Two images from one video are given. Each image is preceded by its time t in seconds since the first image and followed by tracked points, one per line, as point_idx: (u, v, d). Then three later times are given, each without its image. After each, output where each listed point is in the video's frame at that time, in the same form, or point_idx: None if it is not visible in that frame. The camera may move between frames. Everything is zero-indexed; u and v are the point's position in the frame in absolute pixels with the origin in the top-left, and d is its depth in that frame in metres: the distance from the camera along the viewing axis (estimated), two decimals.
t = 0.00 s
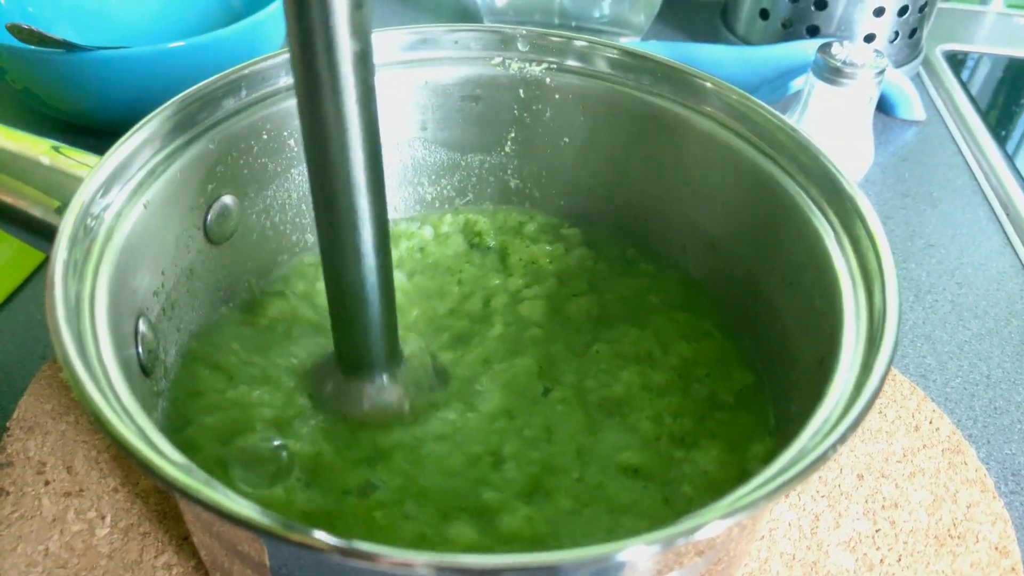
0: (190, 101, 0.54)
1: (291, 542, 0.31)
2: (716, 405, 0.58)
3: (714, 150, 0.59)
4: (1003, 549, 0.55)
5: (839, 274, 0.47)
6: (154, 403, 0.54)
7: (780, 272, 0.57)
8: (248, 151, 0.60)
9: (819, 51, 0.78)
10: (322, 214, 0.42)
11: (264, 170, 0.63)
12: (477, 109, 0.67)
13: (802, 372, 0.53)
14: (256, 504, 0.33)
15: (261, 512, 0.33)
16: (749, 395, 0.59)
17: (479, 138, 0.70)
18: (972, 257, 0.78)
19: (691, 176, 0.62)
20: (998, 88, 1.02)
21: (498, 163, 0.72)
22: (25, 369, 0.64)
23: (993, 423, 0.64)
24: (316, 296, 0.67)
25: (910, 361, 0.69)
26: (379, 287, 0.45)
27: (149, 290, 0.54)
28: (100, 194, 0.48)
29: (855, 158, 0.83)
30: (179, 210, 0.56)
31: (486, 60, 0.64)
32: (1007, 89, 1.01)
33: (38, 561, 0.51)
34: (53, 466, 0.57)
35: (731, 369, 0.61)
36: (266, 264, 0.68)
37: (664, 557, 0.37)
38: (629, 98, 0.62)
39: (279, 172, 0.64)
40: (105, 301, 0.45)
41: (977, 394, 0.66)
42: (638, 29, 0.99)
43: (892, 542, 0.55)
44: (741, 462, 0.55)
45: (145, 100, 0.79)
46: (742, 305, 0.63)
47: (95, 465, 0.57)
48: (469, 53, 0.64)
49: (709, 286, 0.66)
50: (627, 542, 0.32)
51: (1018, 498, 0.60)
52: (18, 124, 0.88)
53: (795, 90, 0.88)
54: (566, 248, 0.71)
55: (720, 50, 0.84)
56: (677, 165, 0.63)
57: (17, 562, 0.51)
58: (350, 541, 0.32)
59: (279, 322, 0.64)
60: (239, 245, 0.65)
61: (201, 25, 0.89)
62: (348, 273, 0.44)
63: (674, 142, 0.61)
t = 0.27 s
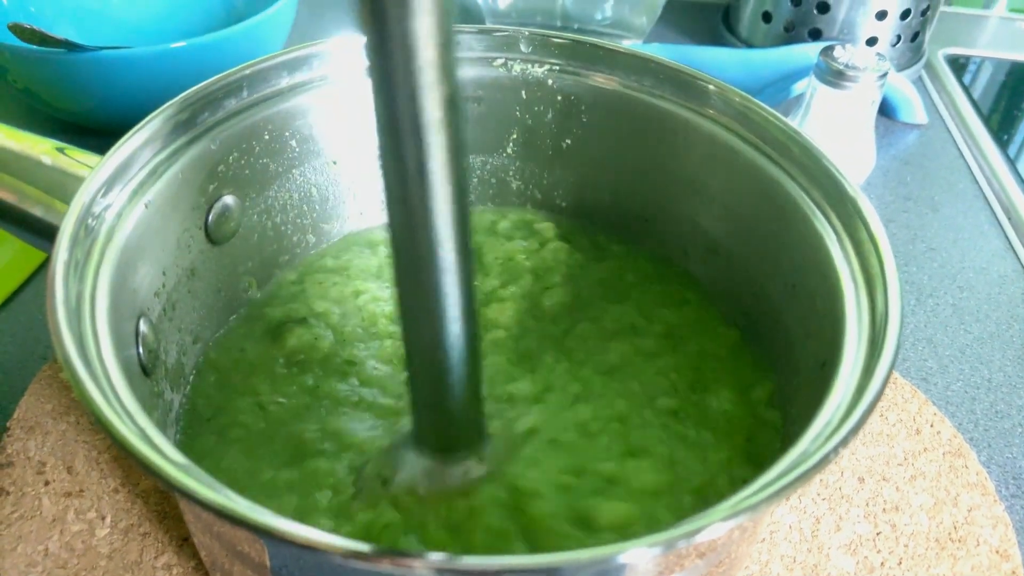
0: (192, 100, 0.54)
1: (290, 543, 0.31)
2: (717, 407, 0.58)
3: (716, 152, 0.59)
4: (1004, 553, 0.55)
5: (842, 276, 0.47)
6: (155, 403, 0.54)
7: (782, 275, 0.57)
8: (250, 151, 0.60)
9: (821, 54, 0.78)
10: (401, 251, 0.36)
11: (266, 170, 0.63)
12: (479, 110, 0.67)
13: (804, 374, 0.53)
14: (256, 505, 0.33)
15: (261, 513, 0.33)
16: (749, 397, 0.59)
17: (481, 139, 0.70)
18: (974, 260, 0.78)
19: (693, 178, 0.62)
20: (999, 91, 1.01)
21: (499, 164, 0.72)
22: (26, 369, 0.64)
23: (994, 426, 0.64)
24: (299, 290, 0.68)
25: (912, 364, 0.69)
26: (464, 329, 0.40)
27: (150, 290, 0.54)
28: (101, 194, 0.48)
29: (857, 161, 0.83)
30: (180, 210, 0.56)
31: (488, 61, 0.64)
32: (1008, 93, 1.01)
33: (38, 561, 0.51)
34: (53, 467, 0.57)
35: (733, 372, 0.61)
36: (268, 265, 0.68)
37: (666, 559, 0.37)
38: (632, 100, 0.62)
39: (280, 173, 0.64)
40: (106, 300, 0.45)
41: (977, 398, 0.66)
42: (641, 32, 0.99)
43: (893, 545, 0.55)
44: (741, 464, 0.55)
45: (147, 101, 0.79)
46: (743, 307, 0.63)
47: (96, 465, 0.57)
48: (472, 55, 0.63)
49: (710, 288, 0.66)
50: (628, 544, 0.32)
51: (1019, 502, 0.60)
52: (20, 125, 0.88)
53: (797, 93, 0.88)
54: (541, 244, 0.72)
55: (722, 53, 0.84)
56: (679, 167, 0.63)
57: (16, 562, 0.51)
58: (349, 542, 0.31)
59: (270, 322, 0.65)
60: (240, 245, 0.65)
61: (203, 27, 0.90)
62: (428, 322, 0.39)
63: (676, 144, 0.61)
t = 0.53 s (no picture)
0: (196, 100, 0.54)
1: (294, 543, 0.31)
2: (724, 410, 0.58)
3: (721, 153, 0.59)
4: (1007, 555, 0.55)
5: (847, 278, 0.47)
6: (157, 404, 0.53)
7: (785, 276, 0.57)
8: (253, 151, 0.60)
9: (825, 56, 0.78)
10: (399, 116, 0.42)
11: (269, 171, 0.63)
12: (483, 111, 0.67)
13: (808, 375, 0.53)
14: (260, 505, 0.33)
15: (265, 513, 0.33)
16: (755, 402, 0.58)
17: (484, 140, 0.70)
18: (977, 263, 0.78)
19: (697, 179, 0.62)
20: (1002, 93, 1.01)
21: (503, 165, 0.71)
22: (28, 369, 0.64)
23: (997, 429, 0.64)
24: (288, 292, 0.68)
25: (914, 367, 0.68)
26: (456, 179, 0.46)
27: (153, 289, 0.54)
28: (104, 192, 0.48)
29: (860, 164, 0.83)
30: (183, 209, 0.56)
31: (492, 62, 0.64)
32: (1011, 95, 1.01)
33: (40, 562, 0.51)
34: (55, 466, 0.56)
35: (734, 374, 0.61)
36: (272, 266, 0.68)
37: (670, 561, 0.37)
38: (635, 101, 0.62)
39: (284, 173, 0.64)
40: (109, 299, 0.45)
41: (981, 400, 0.66)
42: (643, 34, 0.99)
43: (897, 547, 0.55)
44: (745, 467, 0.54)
45: (150, 101, 0.79)
46: (746, 309, 0.63)
47: (97, 466, 0.57)
48: (476, 56, 0.63)
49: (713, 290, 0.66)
50: (632, 545, 0.32)
51: (1022, 505, 0.59)
52: (23, 125, 0.88)
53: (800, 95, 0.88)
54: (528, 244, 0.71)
55: (725, 54, 0.84)
56: (683, 168, 0.63)
57: (18, 562, 0.51)
58: (353, 542, 0.31)
59: (263, 325, 0.65)
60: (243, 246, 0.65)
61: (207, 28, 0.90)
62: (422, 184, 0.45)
63: (681, 145, 0.61)
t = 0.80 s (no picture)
0: (198, 99, 0.54)
1: (296, 542, 0.31)
2: (725, 410, 0.58)
3: (722, 153, 0.59)
4: (1008, 555, 0.55)
5: (848, 278, 0.47)
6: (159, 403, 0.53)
7: (786, 276, 0.57)
8: (255, 150, 0.60)
9: (826, 56, 0.78)
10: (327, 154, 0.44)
11: (270, 170, 0.63)
12: (484, 110, 0.67)
13: (811, 375, 0.53)
14: (262, 504, 0.33)
15: (266, 512, 0.32)
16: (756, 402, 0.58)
17: (485, 140, 0.70)
18: (977, 263, 0.78)
19: (698, 179, 0.62)
20: (1003, 94, 1.01)
21: (504, 165, 0.71)
22: (30, 368, 0.64)
23: (998, 429, 0.64)
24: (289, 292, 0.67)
25: (915, 366, 0.68)
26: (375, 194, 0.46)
27: (155, 288, 0.54)
28: (106, 191, 0.48)
29: (860, 165, 0.83)
30: (185, 209, 0.56)
31: (494, 61, 0.64)
32: (1012, 95, 1.01)
33: (41, 561, 0.51)
34: (56, 466, 0.56)
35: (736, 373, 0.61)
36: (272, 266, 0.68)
37: (672, 561, 0.37)
38: (637, 100, 0.62)
39: (285, 172, 0.64)
40: (111, 299, 0.45)
41: (981, 400, 0.66)
42: (644, 34, 0.99)
43: (898, 547, 0.55)
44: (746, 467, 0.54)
45: (151, 100, 0.79)
46: (747, 308, 0.63)
47: (99, 465, 0.57)
48: (477, 54, 0.63)
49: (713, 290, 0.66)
50: (633, 545, 0.32)
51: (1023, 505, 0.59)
52: (24, 124, 0.88)
53: (801, 95, 0.88)
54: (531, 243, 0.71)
55: (726, 55, 0.84)
56: (684, 167, 0.63)
57: (19, 562, 0.51)
58: (354, 541, 0.31)
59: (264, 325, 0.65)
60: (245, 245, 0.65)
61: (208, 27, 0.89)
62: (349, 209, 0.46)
63: (683, 145, 0.61)
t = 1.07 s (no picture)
0: (201, 102, 0.54)
1: (300, 547, 0.31)
2: (727, 413, 0.58)
3: (726, 156, 0.59)
4: (1011, 559, 0.55)
5: (853, 282, 0.47)
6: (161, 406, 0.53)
7: (789, 279, 0.57)
8: (257, 153, 0.60)
9: (827, 58, 0.78)
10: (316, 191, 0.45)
11: (273, 172, 0.63)
12: (487, 112, 0.67)
13: (814, 379, 0.53)
14: (266, 510, 0.33)
15: (270, 517, 0.32)
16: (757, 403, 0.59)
17: (488, 142, 0.70)
18: (979, 265, 0.78)
19: (701, 181, 0.62)
20: (1003, 95, 1.01)
21: (507, 166, 0.71)
22: (31, 370, 0.64)
23: (1000, 431, 0.64)
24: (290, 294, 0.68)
25: (917, 369, 0.68)
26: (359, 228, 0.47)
27: (158, 291, 0.54)
28: (110, 194, 0.48)
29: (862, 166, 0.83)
30: (188, 211, 0.56)
31: (496, 63, 0.64)
32: (1012, 97, 1.01)
33: (44, 563, 0.51)
34: (58, 468, 0.56)
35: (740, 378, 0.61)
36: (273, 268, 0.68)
37: (677, 566, 0.37)
38: (640, 103, 0.62)
39: (289, 174, 0.64)
40: (114, 302, 0.45)
41: (984, 403, 0.66)
42: (645, 36, 0.99)
43: (901, 550, 0.55)
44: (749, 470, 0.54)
45: (152, 101, 0.79)
46: (749, 311, 0.63)
47: (101, 467, 0.57)
48: (479, 57, 0.63)
49: (716, 293, 0.66)
50: (637, 552, 0.32)
51: None
52: (25, 125, 0.88)
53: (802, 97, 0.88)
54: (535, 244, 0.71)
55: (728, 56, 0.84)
56: (687, 170, 0.63)
57: (22, 564, 0.51)
58: (358, 546, 0.31)
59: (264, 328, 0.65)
60: (247, 247, 0.65)
61: (209, 27, 0.89)
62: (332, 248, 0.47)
63: (686, 147, 0.61)
